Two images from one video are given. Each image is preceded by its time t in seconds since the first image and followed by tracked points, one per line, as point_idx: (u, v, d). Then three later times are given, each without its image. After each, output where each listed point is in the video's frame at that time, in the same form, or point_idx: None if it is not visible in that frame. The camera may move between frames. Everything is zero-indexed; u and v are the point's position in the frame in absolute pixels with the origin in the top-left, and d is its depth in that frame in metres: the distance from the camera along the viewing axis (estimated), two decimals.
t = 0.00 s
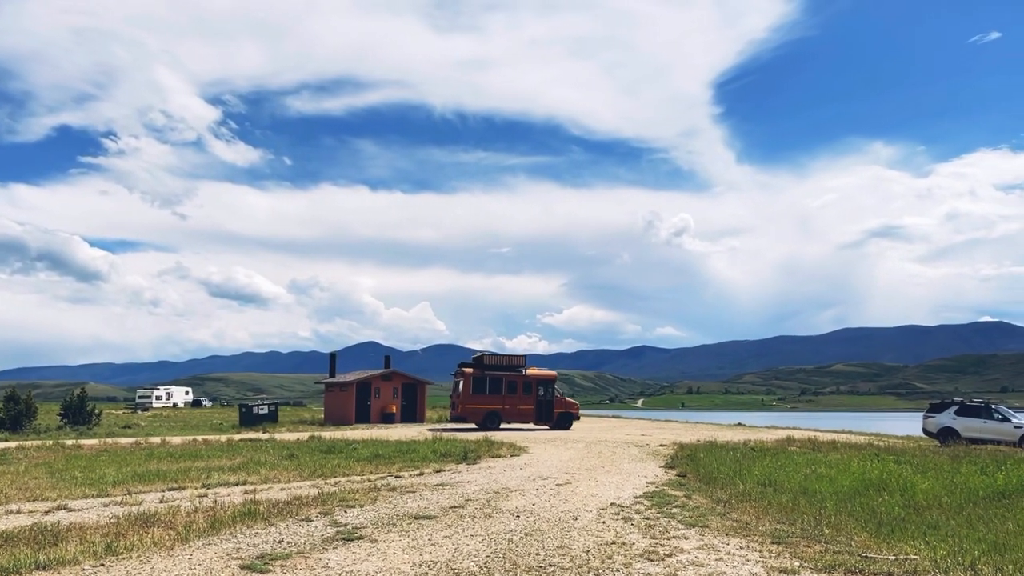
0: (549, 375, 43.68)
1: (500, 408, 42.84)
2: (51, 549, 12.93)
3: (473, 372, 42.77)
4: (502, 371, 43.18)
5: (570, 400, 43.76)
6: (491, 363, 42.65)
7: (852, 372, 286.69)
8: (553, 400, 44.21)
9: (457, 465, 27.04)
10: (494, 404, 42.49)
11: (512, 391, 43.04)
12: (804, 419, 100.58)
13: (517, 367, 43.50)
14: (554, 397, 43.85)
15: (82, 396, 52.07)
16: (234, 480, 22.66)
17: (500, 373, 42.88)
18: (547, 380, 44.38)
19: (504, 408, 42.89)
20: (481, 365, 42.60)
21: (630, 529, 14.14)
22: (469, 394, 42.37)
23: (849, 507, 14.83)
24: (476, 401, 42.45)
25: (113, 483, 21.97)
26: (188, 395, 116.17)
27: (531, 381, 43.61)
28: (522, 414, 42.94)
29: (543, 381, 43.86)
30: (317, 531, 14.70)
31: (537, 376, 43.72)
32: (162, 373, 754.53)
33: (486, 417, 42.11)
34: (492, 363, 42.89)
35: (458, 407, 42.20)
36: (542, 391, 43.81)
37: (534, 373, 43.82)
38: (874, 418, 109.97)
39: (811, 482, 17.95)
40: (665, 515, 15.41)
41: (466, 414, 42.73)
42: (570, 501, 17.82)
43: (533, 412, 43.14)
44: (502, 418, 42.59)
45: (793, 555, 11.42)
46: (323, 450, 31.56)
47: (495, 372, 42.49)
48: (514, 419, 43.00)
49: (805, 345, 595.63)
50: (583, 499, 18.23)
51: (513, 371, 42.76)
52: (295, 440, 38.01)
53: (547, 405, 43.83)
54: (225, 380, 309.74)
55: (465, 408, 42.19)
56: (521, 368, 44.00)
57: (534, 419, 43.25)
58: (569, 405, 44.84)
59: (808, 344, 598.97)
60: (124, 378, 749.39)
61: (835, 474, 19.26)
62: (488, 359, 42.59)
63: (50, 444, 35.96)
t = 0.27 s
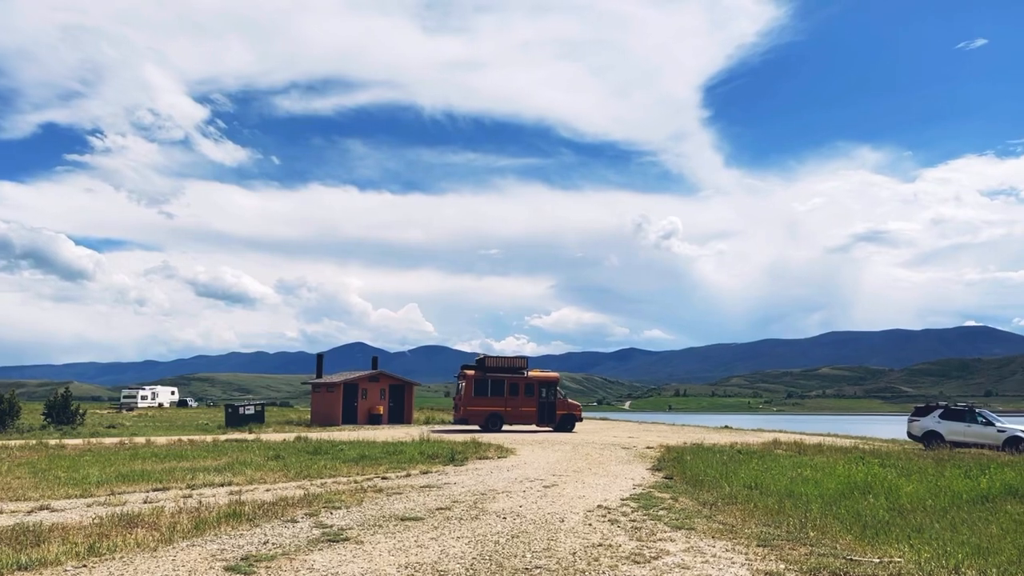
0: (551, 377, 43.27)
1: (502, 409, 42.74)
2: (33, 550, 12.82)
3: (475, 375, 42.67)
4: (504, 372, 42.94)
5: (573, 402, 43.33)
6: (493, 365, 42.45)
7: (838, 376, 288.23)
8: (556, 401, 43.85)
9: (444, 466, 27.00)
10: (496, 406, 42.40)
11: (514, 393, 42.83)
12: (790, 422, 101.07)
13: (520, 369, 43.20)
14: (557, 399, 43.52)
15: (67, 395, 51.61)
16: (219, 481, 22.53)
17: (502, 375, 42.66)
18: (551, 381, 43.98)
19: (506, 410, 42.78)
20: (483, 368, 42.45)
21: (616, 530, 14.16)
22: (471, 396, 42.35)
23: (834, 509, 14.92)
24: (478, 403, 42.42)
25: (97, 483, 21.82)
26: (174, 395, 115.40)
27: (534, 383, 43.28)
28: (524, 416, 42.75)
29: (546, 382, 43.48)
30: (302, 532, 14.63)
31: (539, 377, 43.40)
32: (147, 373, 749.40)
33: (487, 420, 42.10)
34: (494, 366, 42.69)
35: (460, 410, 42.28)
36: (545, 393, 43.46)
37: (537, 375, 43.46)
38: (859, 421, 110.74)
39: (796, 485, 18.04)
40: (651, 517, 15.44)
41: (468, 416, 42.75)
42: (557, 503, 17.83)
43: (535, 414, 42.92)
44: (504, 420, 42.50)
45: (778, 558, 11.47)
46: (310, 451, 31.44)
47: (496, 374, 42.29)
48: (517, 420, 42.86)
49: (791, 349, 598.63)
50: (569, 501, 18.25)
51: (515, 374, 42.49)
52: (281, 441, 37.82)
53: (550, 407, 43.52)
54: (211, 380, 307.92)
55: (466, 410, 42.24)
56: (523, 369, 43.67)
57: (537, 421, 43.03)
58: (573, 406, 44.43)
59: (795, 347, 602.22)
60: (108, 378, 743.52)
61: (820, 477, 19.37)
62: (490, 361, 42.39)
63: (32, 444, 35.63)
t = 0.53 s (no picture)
0: (553, 380, 43.01)
1: (503, 411, 42.65)
2: (14, 551, 12.67)
3: (475, 376, 42.69)
4: (504, 374, 42.86)
5: (574, 405, 42.95)
6: (493, 367, 42.39)
7: (823, 379, 289.98)
8: (558, 404, 43.55)
9: (431, 467, 26.94)
10: (496, 408, 42.31)
11: (514, 395, 42.71)
12: (776, 426, 101.56)
13: (521, 371, 43.07)
14: (558, 401, 43.21)
15: (49, 395, 51.08)
16: (203, 482, 22.38)
17: (503, 377, 42.57)
18: (553, 384, 43.69)
19: (507, 412, 42.68)
20: (484, 369, 42.42)
21: (602, 533, 14.17)
22: (471, 398, 42.34)
23: (818, 512, 15.01)
24: (478, 405, 42.43)
25: (79, 483, 21.64)
26: (158, 395, 114.54)
27: (535, 385, 43.08)
28: (524, 418, 42.53)
29: (547, 385, 43.23)
30: (287, 534, 14.56)
31: (541, 380, 43.17)
32: (131, 373, 743.54)
33: (487, 421, 42.06)
34: (495, 367, 42.63)
35: (460, 411, 42.35)
36: (546, 396, 43.19)
37: (538, 377, 43.24)
38: (842, 425, 111.45)
39: (781, 488, 18.13)
40: (637, 519, 15.47)
41: (469, 418, 42.76)
42: (543, 505, 17.85)
43: (536, 416, 42.68)
44: (504, 422, 42.40)
45: (763, 560, 11.52)
46: (295, 452, 31.30)
47: (496, 376, 42.22)
48: (518, 422, 42.73)
49: (777, 352, 601.92)
50: (555, 503, 18.27)
51: (515, 376, 42.37)
52: (267, 441, 37.64)
53: (551, 409, 43.20)
54: (195, 380, 305.91)
55: (466, 411, 42.29)
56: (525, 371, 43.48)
57: (537, 424, 42.77)
58: (575, 409, 44.02)
59: (780, 351, 605.55)
60: (92, 378, 737.01)
61: (805, 480, 19.49)
62: (490, 363, 42.36)
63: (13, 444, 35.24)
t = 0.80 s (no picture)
0: (553, 382, 42.79)
1: (503, 413, 42.59)
2: None
3: (476, 378, 42.72)
4: (505, 376, 42.79)
5: (574, 407, 42.63)
6: (493, 369, 42.32)
7: (807, 383, 291.77)
8: (557, 406, 43.27)
9: (415, 469, 26.86)
10: (496, 410, 42.26)
11: (514, 397, 42.63)
12: (760, 429, 102.07)
13: (521, 373, 42.97)
14: (558, 404, 42.96)
15: (30, 395, 50.50)
16: (186, 483, 22.21)
17: (503, 379, 42.50)
18: (554, 387, 43.43)
19: (506, 414, 42.61)
20: (484, 372, 42.38)
21: (587, 535, 14.18)
22: (471, 399, 42.37)
23: (801, 514, 15.11)
24: (478, 407, 42.44)
25: (60, 484, 21.40)
26: (141, 396, 113.57)
27: (535, 388, 42.89)
28: (524, 420, 42.38)
29: (548, 387, 43.02)
30: (270, 536, 14.46)
31: (541, 383, 43.00)
32: (114, 373, 737.07)
33: (486, 423, 42.00)
34: (495, 370, 42.57)
35: (459, 412, 42.43)
36: (547, 398, 42.94)
37: (538, 380, 43.07)
38: (826, 428, 112.16)
39: (765, 491, 18.21)
40: (621, 522, 15.49)
41: (468, 420, 42.77)
42: (528, 507, 17.84)
43: (536, 419, 42.51)
44: (504, 424, 42.31)
45: (747, 563, 11.57)
46: (279, 453, 31.12)
47: (496, 378, 42.15)
48: (518, 424, 42.60)
49: (762, 355, 605.08)
50: (540, 505, 18.28)
51: (515, 379, 42.26)
52: (251, 442, 37.42)
53: (551, 411, 42.91)
54: (178, 380, 303.50)
55: (466, 413, 42.33)
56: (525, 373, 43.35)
57: (537, 426, 42.57)
58: (575, 412, 43.70)
59: (765, 354, 608.85)
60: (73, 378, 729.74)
61: (789, 482, 19.60)
62: (490, 365, 42.33)
63: None
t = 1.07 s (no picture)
0: (552, 386, 42.55)
1: (502, 416, 42.46)
2: None
3: (475, 380, 42.66)
4: (504, 379, 42.68)
5: (573, 411, 42.27)
6: (492, 372, 42.25)
7: (790, 386, 293.61)
8: (557, 409, 42.95)
9: (399, 472, 26.78)
10: (495, 413, 42.15)
11: (513, 400, 42.48)
12: (744, 432, 102.52)
13: (520, 377, 42.79)
14: (557, 407, 42.64)
15: (10, 395, 49.90)
16: (167, 484, 22.00)
17: (502, 382, 42.41)
18: (553, 390, 43.14)
19: (506, 417, 42.48)
20: (483, 374, 42.34)
21: (571, 538, 14.16)
22: (470, 402, 42.34)
23: (784, 518, 15.17)
24: (477, 409, 42.43)
25: (39, 485, 21.14)
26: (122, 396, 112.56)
27: (534, 391, 42.67)
28: (523, 423, 42.17)
29: (547, 390, 42.78)
30: (252, 538, 14.33)
31: (541, 386, 42.76)
32: (94, 373, 730.15)
33: (485, 425, 41.96)
34: (494, 372, 42.50)
35: (459, 415, 42.49)
36: (546, 401, 42.69)
37: (538, 383, 42.87)
38: (809, 432, 112.82)
39: (748, 494, 18.28)
40: (605, 524, 15.49)
41: (467, 422, 42.76)
42: (512, 509, 17.81)
43: (534, 422, 42.26)
44: (502, 427, 42.19)
45: (731, 566, 11.59)
46: (262, 455, 30.91)
47: (495, 381, 42.07)
48: (516, 427, 42.44)
49: (746, 359, 608.18)
50: (525, 507, 18.25)
51: (514, 381, 42.14)
52: (234, 444, 37.18)
53: (550, 414, 42.66)
54: (160, 381, 300.97)
55: (465, 415, 42.35)
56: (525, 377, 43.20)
57: (536, 429, 42.31)
58: (575, 415, 43.30)
59: (749, 358, 612.16)
60: (53, 379, 721.76)
61: (772, 485, 19.69)
62: (489, 368, 42.27)
63: None
